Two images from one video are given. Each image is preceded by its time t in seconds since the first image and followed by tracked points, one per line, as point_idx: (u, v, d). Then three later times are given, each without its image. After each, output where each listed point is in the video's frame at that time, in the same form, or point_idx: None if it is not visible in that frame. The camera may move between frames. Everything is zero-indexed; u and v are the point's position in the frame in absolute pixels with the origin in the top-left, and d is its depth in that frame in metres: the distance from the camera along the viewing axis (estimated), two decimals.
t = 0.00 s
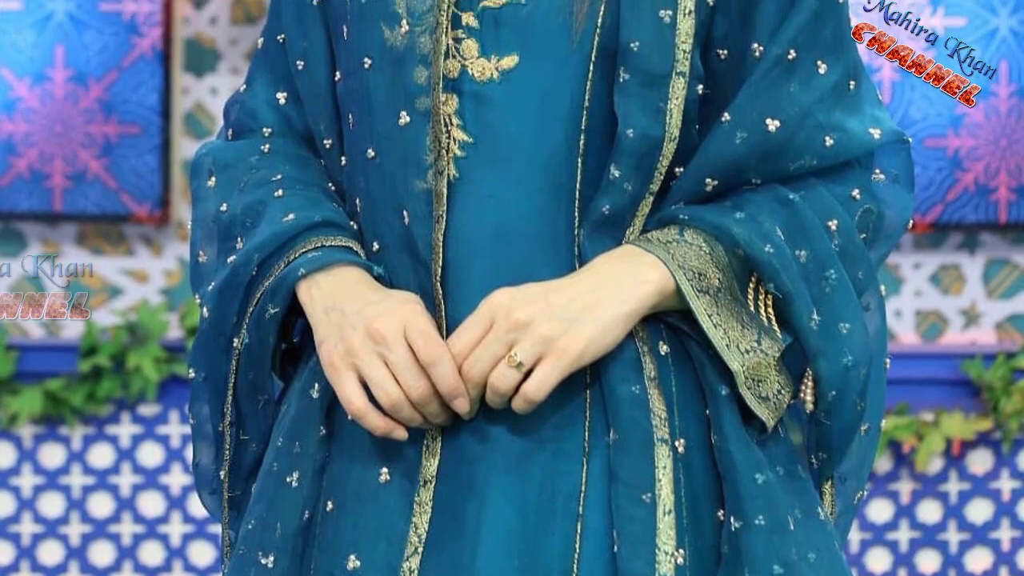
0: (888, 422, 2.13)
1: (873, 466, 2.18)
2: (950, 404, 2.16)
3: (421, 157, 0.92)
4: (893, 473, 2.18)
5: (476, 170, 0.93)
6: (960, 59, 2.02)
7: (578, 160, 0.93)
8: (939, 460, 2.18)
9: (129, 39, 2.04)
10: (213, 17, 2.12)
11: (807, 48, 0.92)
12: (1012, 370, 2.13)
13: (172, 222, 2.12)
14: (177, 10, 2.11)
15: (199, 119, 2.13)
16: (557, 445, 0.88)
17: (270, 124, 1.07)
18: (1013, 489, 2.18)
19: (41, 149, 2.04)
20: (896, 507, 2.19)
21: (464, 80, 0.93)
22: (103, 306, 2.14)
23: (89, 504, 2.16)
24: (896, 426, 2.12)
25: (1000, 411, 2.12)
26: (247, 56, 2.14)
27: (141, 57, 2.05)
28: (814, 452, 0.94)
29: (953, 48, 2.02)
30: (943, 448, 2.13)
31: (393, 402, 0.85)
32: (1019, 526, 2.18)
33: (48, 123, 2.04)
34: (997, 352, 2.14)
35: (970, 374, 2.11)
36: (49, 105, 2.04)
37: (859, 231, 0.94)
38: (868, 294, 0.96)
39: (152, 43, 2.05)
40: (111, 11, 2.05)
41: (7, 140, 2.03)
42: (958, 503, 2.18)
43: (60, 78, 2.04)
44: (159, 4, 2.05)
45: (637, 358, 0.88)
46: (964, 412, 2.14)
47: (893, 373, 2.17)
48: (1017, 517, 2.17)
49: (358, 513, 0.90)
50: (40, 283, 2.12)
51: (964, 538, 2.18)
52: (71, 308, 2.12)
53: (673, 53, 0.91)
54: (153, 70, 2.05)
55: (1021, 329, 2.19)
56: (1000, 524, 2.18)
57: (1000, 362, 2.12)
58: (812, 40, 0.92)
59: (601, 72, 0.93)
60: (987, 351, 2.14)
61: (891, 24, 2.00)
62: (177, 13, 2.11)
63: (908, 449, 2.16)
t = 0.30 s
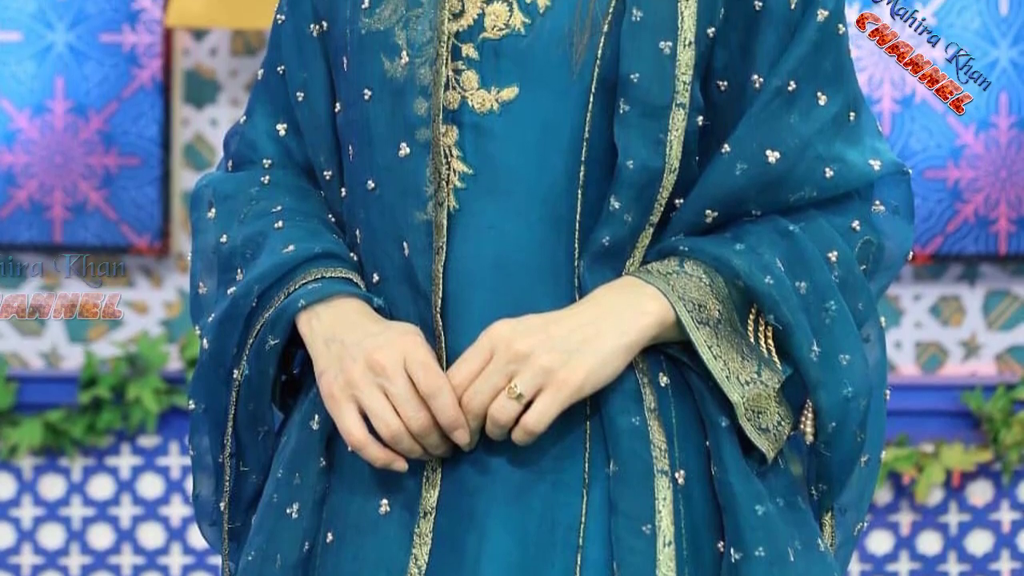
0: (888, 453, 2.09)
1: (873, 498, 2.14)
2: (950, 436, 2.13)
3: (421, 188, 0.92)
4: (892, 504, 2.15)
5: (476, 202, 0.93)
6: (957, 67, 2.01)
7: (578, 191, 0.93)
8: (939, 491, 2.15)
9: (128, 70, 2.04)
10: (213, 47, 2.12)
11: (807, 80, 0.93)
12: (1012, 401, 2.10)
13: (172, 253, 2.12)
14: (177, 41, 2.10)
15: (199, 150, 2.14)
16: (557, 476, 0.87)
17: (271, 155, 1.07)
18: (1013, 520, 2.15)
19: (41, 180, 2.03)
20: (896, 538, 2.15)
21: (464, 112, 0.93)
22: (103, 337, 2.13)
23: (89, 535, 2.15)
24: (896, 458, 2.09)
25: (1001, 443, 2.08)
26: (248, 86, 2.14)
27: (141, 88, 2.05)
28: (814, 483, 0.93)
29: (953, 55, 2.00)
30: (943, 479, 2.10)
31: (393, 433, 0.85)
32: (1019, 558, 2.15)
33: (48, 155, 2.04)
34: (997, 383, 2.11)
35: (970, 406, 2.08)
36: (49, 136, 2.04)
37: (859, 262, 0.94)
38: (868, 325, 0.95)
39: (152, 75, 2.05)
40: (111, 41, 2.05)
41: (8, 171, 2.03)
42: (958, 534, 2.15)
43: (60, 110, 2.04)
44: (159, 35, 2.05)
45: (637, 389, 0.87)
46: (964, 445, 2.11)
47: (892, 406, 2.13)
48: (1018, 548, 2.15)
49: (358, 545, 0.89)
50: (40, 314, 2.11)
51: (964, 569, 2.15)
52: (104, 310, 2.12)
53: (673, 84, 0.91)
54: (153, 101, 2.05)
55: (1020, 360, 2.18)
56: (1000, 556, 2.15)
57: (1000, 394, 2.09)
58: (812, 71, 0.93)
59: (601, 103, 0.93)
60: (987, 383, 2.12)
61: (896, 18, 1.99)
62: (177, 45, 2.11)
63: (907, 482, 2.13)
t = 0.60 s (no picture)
0: (888, 487, 2.06)
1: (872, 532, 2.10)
2: (950, 470, 2.10)
3: (421, 223, 0.92)
4: (893, 539, 2.11)
5: (476, 236, 0.93)
6: (951, 74, 1.98)
7: (578, 226, 0.93)
8: (939, 526, 2.11)
9: (128, 105, 2.05)
10: (213, 83, 2.09)
11: (807, 114, 0.93)
12: (1012, 436, 2.07)
13: (172, 288, 2.08)
14: (177, 76, 2.08)
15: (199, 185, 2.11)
16: (557, 510, 0.86)
17: (271, 191, 1.08)
18: (1013, 555, 2.12)
19: (41, 215, 2.03)
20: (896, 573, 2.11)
21: (464, 147, 0.94)
22: (104, 372, 2.10)
23: (90, 570, 2.13)
24: (896, 493, 2.05)
25: (1000, 477, 2.05)
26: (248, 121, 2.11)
27: (141, 123, 2.05)
28: (814, 518, 0.92)
29: (950, 61, 1.97)
30: (943, 513, 2.06)
31: (392, 468, 0.84)
32: None
33: (48, 189, 2.03)
34: (997, 418, 2.09)
35: (970, 441, 2.06)
36: (49, 171, 2.04)
37: (859, 296, 0.93)
38: (868, 360, 0.94)
39: (152, 109, 2.05)
40: (111, 76, 2.05)
41: (7, 206, 2.02)
42: (959, 569, 2.12)
43: (60, 144, 2.04)
44: (159, 70, 2.05)
45: (637, 424, 0.86)
46: (964, 479, 2.08)
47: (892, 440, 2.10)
48: None
49: None
50: (40, 349, 2.10)
51: None
52: (144, 307, 2.08)
53: (673, 119, 0.91)
54: (153, 136, 2.05)
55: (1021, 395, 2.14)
56: None
57: (999, 429, 2.07)
58: (812, 106, 0.93)
59: (601, 138, 0.93)
60: (987, 417, 2.09)
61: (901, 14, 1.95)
62: (177, 80, 2.09)
63: (907, 516, 2.10)
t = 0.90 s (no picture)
0: (888, 525, 2.03)
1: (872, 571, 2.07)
2: (950, 508, 2.08)
3: (421, 261, 0.92)
4: None
5: (476, 274, 0.93)
6: (947, 80, 1.94)
7: (578, 264, 0.93)
8: (939, 564, 2.08)
9: (128, 142, 2.01)
10: (213, 120, 2.07)
11: (807, 152, 0.93)
12: (1012, 474, 2.05)
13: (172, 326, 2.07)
14: (176, 114, 2.05)
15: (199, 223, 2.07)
16: (557, 548, 0.86)
17: (271, 229, 1.08)
18: None
19: (41, 253, 1.99)
20: None
21: (464, 184, 0.94)
22: (103, 411, 2.10)
23: None
24: (896, 531, 2.03)
25: (1000, 516, 2.03)
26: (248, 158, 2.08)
27: (141, 161, 2.01)
28: (815, 557, 0.91)
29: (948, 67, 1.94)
30: (943, 552, 2.04)
31: (392, 506, 0.83)
32: None
33: (48, 228, 1.99)
34: (997, 456, 2.07)
35: (971, 479, 2.03)
36: (49, 209, 1.99)
37: (859, 334, 0.93)
38: (868, 398, 0.94)
39: (152, 147, 2.01)
40: (111, 113, 2.01)
41: (7, 245, 1.98)
42: None
43: (60, 182, 2.00)
44: (159, 108, 2.01)
45: (637, 462, 0.86)
46: (964, 518, 2.06)
47: (893, 478, 2.08)
48: None
49: None
50: (40, 387, 2.09)
51: None
52: (160, 311, 2.00)
53: (673, 157, 0.92)
54: (153, 173, 2.00)
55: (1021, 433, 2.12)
56: None
57: (999, 466, 2.04)
58: (812, 144, 0.94)
59: (601, 176, 0.94)
60: (987, 455, 2.07)
61: (910, 11, 1.91)
62: (177, 117, 2.06)
63: (908, 555, 2.07)
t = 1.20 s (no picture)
0: (888, 567, 2.01)
1: None
2: (950, 549, 2.05)
3: (421, 302, 0.92)
4: None
5: (475, 315, 0.93)
6: (938, 86, 1.91)
7: (578, 305, 0.93)
8: None
9: (128, 184, 1.98)
10: (213, 161, 2.04)
11: (807, 193, 0.94)
12: (1012, 515, 2.03)
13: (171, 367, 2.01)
14: (177, 155, 2.03)
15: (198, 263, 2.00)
16: None
17: (270, 270, 1.08)
18: None
19: (41, 294, 1.96)
20: None
21: (464, 226, 0.95)
22: (103, 452, 2.07)
23: None
24: (896, 572, 2.01)
25: (1000, 557, 2.00)
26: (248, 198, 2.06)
27: (141, 202, 1.98)
28: None
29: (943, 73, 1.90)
30: None
31: (392, 547, 0.82)
32: None
33: (48, 269, 1.96)
34: (997, 497, 2.04)
35: (971, 520, 2.01)
36: (49, 251, 1.96)
37: (859, 376, 0.93)
38: (868, 439, 0.93)
39: (152, 189, 1.99)
40: (111, 155, 1.98)
41: (7, 285, 1.96)
42: None
43: (60, 224, 1.97)
44: (159, 149, 1.98)
45: (637, 503, 0.85)
46: (965, 559, 2.04)
47: (893, 519, 2.05)
48: None
49: None
50: (40, 428, 2.07)
51: None
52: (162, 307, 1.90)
53: (673, 198, 0.92)
54: (153, 216, 1.98)
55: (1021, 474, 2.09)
56: None
57: (999, 507, 2.02)
58: (812, 186, 0.94)
59: (601, 218, 0.94)
60: (987, 496, 2.04)
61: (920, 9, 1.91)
62: (177, 158, 2.03)
63: None
